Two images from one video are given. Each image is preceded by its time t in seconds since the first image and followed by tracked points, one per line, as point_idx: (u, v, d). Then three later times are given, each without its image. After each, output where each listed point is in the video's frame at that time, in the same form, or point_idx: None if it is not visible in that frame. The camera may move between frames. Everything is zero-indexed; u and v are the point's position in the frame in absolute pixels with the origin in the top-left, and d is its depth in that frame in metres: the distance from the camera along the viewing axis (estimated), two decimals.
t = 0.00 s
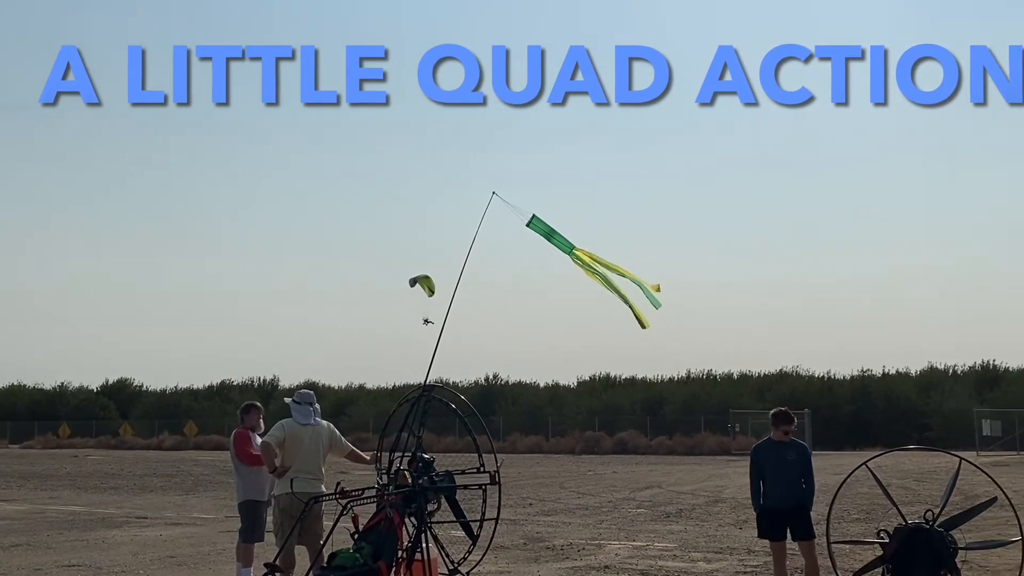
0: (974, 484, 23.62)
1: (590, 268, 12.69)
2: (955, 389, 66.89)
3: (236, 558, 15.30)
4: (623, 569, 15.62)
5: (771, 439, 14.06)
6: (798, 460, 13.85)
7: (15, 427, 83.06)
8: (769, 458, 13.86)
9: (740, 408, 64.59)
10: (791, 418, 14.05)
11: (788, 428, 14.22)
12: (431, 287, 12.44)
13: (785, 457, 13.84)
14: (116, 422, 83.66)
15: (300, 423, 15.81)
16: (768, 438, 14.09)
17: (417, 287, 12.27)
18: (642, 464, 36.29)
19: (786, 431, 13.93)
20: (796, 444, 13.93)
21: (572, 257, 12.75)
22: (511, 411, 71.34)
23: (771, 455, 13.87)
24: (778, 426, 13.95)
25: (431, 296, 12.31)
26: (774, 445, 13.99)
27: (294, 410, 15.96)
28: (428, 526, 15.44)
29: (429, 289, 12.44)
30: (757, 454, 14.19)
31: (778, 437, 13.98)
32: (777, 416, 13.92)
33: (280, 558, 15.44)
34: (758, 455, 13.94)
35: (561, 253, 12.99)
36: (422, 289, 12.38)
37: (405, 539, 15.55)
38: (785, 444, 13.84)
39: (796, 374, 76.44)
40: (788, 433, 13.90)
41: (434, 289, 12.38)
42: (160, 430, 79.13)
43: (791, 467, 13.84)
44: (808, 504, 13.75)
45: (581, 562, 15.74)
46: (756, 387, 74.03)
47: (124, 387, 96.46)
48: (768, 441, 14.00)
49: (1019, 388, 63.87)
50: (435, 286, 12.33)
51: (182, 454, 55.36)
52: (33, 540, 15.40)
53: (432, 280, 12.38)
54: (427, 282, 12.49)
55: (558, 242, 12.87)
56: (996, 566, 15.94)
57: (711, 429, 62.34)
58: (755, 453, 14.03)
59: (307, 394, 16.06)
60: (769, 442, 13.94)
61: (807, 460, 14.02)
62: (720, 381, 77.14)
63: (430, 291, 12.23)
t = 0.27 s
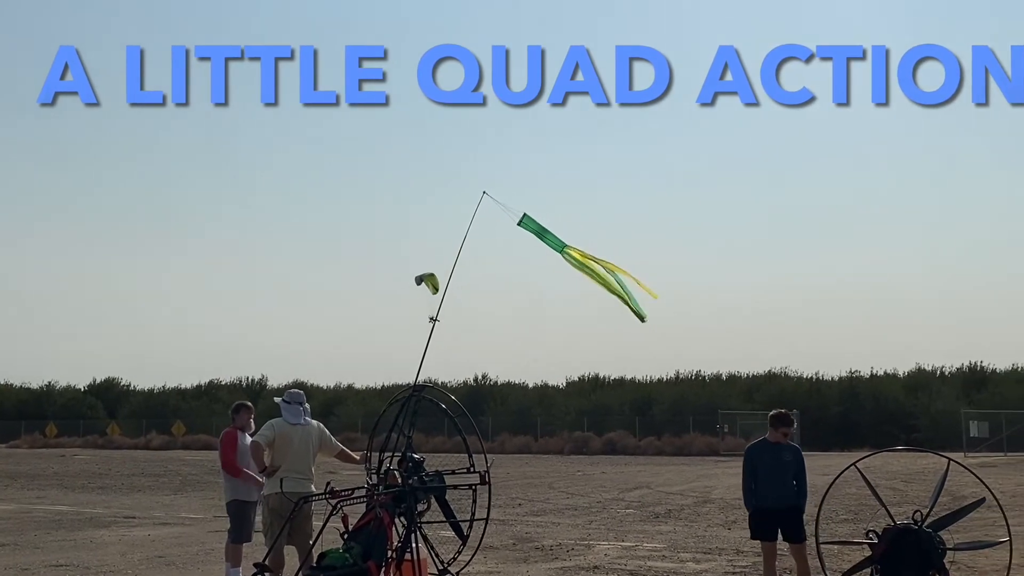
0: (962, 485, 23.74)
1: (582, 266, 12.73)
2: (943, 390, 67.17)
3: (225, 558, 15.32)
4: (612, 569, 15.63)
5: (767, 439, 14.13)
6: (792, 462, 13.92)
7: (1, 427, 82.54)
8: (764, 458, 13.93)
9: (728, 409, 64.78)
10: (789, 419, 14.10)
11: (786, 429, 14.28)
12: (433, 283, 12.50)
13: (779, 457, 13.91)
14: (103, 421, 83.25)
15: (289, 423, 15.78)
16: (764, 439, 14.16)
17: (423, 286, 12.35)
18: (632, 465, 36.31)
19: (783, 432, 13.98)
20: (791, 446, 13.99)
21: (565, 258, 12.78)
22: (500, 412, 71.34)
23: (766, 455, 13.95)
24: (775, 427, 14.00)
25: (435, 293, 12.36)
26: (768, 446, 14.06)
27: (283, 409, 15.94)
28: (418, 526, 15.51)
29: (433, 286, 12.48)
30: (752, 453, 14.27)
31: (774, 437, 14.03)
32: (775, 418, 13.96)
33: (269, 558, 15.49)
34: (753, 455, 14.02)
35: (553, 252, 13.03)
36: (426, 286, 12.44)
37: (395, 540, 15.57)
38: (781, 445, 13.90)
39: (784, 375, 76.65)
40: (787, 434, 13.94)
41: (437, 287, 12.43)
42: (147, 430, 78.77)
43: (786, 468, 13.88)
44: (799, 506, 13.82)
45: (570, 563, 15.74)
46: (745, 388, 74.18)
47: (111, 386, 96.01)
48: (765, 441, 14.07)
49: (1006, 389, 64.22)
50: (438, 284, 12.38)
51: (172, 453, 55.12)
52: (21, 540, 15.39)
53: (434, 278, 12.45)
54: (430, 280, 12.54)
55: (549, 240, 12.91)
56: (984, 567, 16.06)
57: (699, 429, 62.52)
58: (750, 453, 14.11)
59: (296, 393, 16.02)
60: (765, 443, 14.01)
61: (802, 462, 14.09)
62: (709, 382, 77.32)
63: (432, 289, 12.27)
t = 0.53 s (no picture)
0: (949, 485, 23.81)
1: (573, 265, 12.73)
2: (932, 391, 67.40)
3: (216, 556, 15.39)
4: (602, 569, 15.64)
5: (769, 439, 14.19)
6: (794, 462, 14.01)
7: None
8: (766, 458, 13.96)
9: (718, 409, 64.96)
10: (793, 420, 14.17)
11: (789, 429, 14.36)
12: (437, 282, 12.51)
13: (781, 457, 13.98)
14: (91, 420, 83.07)
15: (280, 422, 15.82)
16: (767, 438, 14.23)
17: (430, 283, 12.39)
18: (623, 464, 36.37)
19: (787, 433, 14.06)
20: (793, 447, 14.07)
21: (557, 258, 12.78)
22: (490, 411, 71.36)
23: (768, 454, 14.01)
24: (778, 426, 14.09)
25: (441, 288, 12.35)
26: (771, 446, 14.10)
27: (273, 408, 15.95)
28: (408, 526, 15.59)
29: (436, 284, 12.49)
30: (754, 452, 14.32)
31: (776, 437, 14.12)
32: (780, 419, 13.99)
33: (260, 558, 15.57)
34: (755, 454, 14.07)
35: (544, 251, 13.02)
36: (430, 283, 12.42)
37: (385, 539, 15.71)
38: (783, 445, 13.97)
39: (774, 375, 76.75)
40: (789, 436, 14.00)
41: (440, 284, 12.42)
42: (136, 429, 78.57)
43: (788, 469, 13.95)
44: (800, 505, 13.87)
45: (560, 563, 15.75)
46: (736, 388, 74.29)
47: (101, 384, 95.74)
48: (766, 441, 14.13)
49: (994, 390, 64.53)
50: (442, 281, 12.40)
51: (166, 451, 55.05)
52: (11, 539, 15.46)
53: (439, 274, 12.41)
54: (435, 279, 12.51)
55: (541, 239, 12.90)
56: (972, 567, 16.14)
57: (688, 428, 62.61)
58: (752, 451, 14.15)
59: (287, 392, 16.03)
60: (767, 442, 14.07)
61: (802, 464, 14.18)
62: (699, 382, 77.47)
63: (437, 284, 12.25)
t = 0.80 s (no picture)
0: (939, 484, 23.89)
1: (566, 262, 12.77)
2: (922, 390, 67.62)
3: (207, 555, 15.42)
4: (593, 567, 15.66)
5: (771, 438, 14.26)
6: (796, 462, 14.11)
7: None
8: (771, 456, 14.02)
9: (709, 408, 65.09)
10: (796, 419, 14.26)
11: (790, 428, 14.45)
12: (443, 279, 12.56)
13: (784, 456, 14.06)
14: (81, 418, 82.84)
15: (271, 420, 15.81)
16: (769, 437, 14.29)
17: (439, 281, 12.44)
18: (614, 462, 36.42)
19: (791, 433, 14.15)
20: (796, 447, 14.16)
21: (551, 256, 12.81)
22: (482, 410, 71.38)
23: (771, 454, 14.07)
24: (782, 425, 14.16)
25: (448, 286, 12.39)
26: (773, 445, 14.17)
27: (265, 407, 15.96)
28: (399, 524, 15.65)
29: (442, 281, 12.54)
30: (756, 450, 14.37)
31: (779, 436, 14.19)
32: (783, 418, 14.08)
33: (250, 557, 15.60)
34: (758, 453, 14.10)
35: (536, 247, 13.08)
36: (437, 281, 12.46)
37: (376, 537, 15.80)
38: (786, 445, 14.03)
39: (765, 374, 76.91)
40: (793, 434, 14.08)
41: (447, 281, 12.47)
42: (126, 428, 78.36)
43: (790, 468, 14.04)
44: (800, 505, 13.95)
45: (551, 561, 15.77)
46: (727, 387, 74.40)
47: (90, 382, 95.47)
48: (769, 440, 14.19)
49: (983, 389, 64.78)
50: (450, 278, 12.44)
51: (156, 450, 54.71)
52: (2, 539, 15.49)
53: (446, 272, 12.45)
54: (442, 277, 12.59)
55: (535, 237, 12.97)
56: (962, 566, 16.23)
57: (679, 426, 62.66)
58: (756, 449, 14.20)
59: (278, 391, 16.04)
60: (771, 442, 14.13)
61: (802, 465, 14.30)
62: (689, 380, 77.59)
63: (446, 282, 12.29)
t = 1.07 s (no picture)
0: (930, 483, 23.96)
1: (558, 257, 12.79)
2: (912, 388, 67.86)
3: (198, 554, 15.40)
4: (584, 566, 15.66)
5: (767, 436, 14.30)
6: (792, 460, 14.16)
7: None
8: (767, 454, 14.08)
9: (700, 406, 65.16)
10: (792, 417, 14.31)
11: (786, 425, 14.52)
12: (450, 276, 12.59)
13: (780, 455, 14.10)
14: (72, 417, 82.53)
15: (262, 420, 15.77)
16: (765, 435, 14.34)
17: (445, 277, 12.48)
18: (605, 460, 36.46)
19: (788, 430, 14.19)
20: (792, 445, 14.21)
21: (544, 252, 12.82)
22: (473, 409, 71.36)
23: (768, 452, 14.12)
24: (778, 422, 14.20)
25: (454, 283, 12.42)
26: (768, 443, 14.22)
27: (256, 406, 15.92)
28: (390, 524, 15.64)
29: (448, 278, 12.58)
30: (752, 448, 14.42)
31: (775, 434, 14.24)
32: (778, 414, 14.16)
33: (241, 556, 15.60)
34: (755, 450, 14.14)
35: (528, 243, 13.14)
36: (444, 279, 12.49)
37: (368, 537, 15.77)
38: (782, 443, 14.08)
39: (756, 372, 77.09)
40: (789, 431, 14.13)
41: (454, 278, 12.51)
42: (117, 426, 78.13)
43: (786, 465, 14.10)
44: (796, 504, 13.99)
45: (543, 559, 15.77)
46: (718, 386, 74.53)
47: (80, 381, 95.16)
48: (765, 438, 14.24)
49: (973, 388, 65.04)
50: (457, 275, 12.47)
51: (148, 450, 54.69)
52: None
53: (454, 269, 12.47)
54: (449, 274, 12.63)
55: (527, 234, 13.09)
56: (952, 564, 16.28)
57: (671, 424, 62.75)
58: (752, 447, 14.24)
59: (270, 390, 16.00)
60: (767, 440, 14.17)
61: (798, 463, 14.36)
62: (681, 379, 77.64)
63: (454, 280, 12.31)
